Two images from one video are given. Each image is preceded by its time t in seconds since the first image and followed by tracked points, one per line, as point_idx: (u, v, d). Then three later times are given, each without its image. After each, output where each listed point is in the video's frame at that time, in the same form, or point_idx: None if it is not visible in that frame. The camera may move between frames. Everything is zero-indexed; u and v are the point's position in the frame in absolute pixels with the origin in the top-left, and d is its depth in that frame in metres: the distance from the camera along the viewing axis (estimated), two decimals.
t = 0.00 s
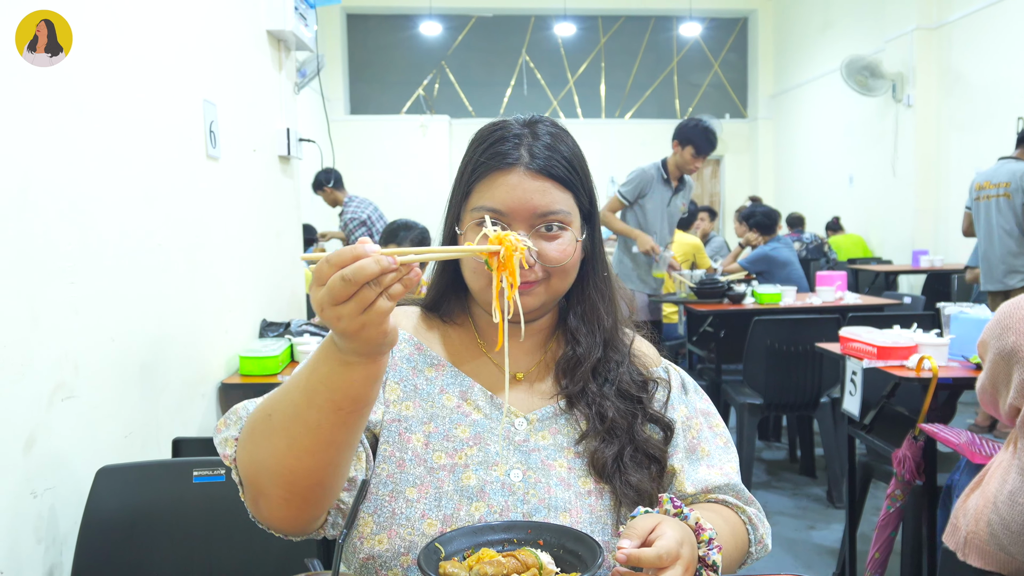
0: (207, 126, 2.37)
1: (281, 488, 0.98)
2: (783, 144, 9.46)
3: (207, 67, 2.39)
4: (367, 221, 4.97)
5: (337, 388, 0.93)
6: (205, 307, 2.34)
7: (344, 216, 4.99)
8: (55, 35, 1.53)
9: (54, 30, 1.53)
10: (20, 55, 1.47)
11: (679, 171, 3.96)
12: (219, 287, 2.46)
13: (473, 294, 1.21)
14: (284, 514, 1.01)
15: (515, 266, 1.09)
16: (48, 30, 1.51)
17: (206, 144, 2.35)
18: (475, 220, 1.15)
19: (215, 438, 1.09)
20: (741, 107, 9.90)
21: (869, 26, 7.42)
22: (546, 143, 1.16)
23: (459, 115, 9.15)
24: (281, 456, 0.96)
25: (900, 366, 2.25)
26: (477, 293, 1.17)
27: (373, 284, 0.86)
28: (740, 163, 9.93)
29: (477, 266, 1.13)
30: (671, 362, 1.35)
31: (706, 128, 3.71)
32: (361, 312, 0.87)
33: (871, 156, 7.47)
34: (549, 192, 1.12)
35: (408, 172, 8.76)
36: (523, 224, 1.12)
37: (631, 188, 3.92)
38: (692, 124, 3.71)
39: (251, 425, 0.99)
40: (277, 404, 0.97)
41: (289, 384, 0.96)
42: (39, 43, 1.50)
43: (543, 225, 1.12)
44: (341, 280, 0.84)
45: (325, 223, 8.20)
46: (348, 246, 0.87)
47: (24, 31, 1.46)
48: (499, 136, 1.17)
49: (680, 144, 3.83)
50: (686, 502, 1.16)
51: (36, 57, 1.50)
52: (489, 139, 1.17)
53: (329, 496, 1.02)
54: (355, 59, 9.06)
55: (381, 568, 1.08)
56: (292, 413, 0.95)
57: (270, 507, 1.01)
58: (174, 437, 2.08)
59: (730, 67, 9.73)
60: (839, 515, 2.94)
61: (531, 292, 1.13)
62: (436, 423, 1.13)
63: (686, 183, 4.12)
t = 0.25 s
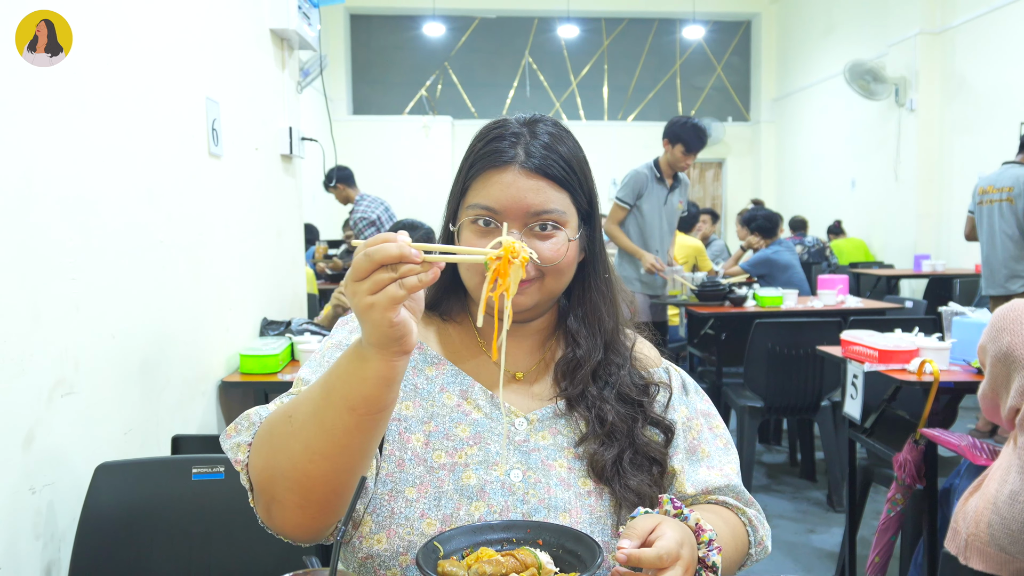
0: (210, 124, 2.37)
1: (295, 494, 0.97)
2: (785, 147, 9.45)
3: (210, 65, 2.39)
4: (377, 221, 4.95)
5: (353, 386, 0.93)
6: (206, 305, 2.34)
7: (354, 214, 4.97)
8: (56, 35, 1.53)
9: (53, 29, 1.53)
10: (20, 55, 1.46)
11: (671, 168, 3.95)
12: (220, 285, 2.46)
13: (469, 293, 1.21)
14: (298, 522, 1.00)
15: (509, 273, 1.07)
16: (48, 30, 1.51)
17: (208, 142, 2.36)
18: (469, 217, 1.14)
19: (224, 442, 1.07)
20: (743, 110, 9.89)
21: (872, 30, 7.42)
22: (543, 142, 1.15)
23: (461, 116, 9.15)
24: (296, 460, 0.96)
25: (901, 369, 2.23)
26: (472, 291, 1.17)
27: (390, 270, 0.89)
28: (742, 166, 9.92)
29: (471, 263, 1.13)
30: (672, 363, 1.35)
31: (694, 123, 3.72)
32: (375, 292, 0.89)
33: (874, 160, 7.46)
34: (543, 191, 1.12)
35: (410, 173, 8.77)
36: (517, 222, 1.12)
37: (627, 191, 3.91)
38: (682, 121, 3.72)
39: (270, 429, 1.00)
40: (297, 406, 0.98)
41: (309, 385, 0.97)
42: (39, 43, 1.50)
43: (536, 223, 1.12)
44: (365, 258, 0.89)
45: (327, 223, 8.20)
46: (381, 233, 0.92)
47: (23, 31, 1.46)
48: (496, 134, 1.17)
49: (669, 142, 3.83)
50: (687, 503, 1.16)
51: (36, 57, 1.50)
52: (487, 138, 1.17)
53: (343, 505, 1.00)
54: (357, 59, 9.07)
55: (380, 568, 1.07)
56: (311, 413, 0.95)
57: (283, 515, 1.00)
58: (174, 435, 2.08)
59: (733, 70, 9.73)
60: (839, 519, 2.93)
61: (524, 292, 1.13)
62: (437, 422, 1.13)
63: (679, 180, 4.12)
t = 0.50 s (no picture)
0: (214, 121, 2.37)
1: (296, 488, 0.98)
2: (788, 150, 9.45)
3: (214, 61, 2.40)
4: (384, 218, 4.95)
5: (355, 382, 0.93)
6: (207, 300, 2.34)
7: (362, 212, 4.96)
8: (55, 35, 1.52)
9: (53, 29, 1.52)
10: (20, 55, 1.45)
11: (672, 167, 3.96)
12: (222, 281, 2.46)
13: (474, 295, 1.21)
14: (300, 516, 1.00)
15: (519, 270, 1.08)
16: (48, 30, 1.50)
17: (212, 138, 2.36)
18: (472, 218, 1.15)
19: (225, 437, 1.08)
20: (747, 113, 9.89)
21: (877, 34, 7.42)
22: (547, 143, 1.16)
23: (464, 115, 9.16)
24: (297, 455, 0.96)
25: (902, 374, 2.25)
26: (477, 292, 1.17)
27: (394, 266, 0.89)
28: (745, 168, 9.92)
29: (476, 264, 1.13)
30: (673, 364, 1.35)
31: (693, 121, 3.74)
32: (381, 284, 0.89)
33: (876, 164, 7.46)
34: (548, 192, 1.12)
35: (413, 171, 8.77)
36: (522, 223, 1.12)
37: (628, 190, 3.91)
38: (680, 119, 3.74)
39: (271, 423, 1.00)
40: (297, 402, 0.98)
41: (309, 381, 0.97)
42: (39, 43, 1.49)
43: (541, 224, 1.12)
44: (368, 255, 0.89)
45: (329, 220, 8.21)
46: (383, 230, 0.92)
47: (24, 31, 1.45)
48: (499, 135, 1.17)
49: (668, 141, 3.84)
50: (686, 505, 1.16)
51: (37, 57, 1.49)
52: (491, 139, 1.18)
53: (343, 500, 1.01)
54: (361, 57, 9.08)
55: (379, 564, 1.08)
56: (312, 409, 0.95)
57: (284, 509, 1.01)
58: (174, 430, 2.09)
59: (737, 72, 9.73)
60: (838, 523, 2.93)
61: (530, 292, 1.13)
62: (438, 420, 1.13)
63: (680, 180, 4.12)
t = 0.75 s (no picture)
0: (215, 120, 2.37)
1: (294, 487, 0.97)
2: (789, 151, 9.44)
3: (216, 60, 2.40)
4: (388, 218, 4.95)
5: (351, 388, 0.92)
6: (208, 299, 2.34)
7: (365, 211, 4.96)
8: (55, 35, 1.51)
9: (54, 29, 1.51)
10: (20, 55, 1.44)
11: (677, 168, 3.97)
12: (223, 281, 2.46)
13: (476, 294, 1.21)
14: (301, 515, 1.01)
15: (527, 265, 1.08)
16: (48, 30, 1.49)
17: (214, 137, 2.36)
18: (477, 220, 1.14)
19: (223, 438, 1.08)
20: (748, 113, 9.88)
21: (878, 36, 7.42)
22: (551, 143, 1.16)
23: (465, 115, 9.15)
24: (294, 455, 0.95)
25: (902, 375, 2.25)
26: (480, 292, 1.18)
27: (387, 282, 0.86)
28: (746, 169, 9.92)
29: (481, 264, 1.13)
30: (673, 364, 1.35)
31: (701, 122, 3.74)
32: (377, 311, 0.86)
33: (878, 165, 7.45)
34: (553, 192, 1.12)
35: (413, 171, 8.77)
36: (527, 223, 1.12)
37: (633, 188, 3.92)
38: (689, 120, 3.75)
39: (264, 424, 0.99)
40: (289, 403, 0.96)
41: (301, 384, 0.95)
42: (39, 43, 1.48)
43: (546, 225, 1.12)
44: (355, 279, 0.84)
45: (331, 220, 8.22)
46: (360, 245, 0.86)
47: (24, 31, 1.44)
48: (503, 136, 1.16)
49: (675, 141, 3.85)
50: (687, 504, 1.16)
51: (36, 57, 1.48)
52: (494, 140, 1.17)
53: (342, 495, 1.01)
54: (363, 56, 9.08)
55: (379, 563, 1.08)
56: (305, 412, 0.94)
57: (282, 507, 1.00)
58: (175, 429, 2.09)
59: (738, 73, 9.73)
60: (837, 524, 2.93)
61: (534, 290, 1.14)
62: (438, 419, 1.13)
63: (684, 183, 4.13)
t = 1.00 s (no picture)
0: (215, 120, 2.37)
1: (289, 489, 0.97)
2: (789, 152, 9.44)
3: (215, 60, 2.40)
4: (389, 219, 4.94)
5: (349, 392, 0.92)
6: (208, 299, 2.34)
7: (367, 212, 4.96)
8: (55, 35, 1.51)
9: (54, 29, 1.51)
10: (20, 55, 1.44)
11: (682, 171, 3.95)
12: (223, 281, 2.45)
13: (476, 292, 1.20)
14: (296, 518, 1.01)
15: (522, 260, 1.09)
16: (48, 30, 1.48)
17: (213, 137, 2.36)
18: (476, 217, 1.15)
19: (217, 440, 1.07)
20: (748, 113, 9.89)
21: (878, 35, 7.42)
22: (550, 140, 1.15)
23: (465, 116, 9.15)
24: (291, 459, 0.95)
25: (903, 374, 2.25)
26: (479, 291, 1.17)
27: (387, 292, 0.86)
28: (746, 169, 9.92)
29: (480, 261, 1.13)
30: (674, 363, 1.35)
31: (710, 126, 3.73)
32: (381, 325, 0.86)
33: (878, 165, 7.45)
34: (552, 189, 1.12)
35: (413, 172, 8.78)
36: (526, 220, 1.12)
37: (642, 191, 3.86)
38: (699, 124, 3.72)
39: (257, 427, 0.98)
40: (282, 406, 0.95)
41: (295, 389, 0.95)
42: (39, 43, 1.48)
43: (544, 222, 1.12)
44: (356, 293, 0.83)
45: (331, 221, 8.21)
46: (357, 257, 0.85)
47: (24, 31, 1.44)
48: (502, 132, 1.16)
49: (682, 144, 3.83)
50: (689, 504, 1.16)
51: (36, 58, 1.48)
52: (493, 136, 1.17)
53: (338, 494, 1.01)
54: (363, 57, 9.08)
55: (378, 565, 1.07)
56: (300, 415, 0.93)
57: (278, 508, 1.00)
58: (175, 429, 2.08)
59: (738, 73, 9.73)
60: (839, 524, 2.93)
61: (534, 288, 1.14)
62: (437, 420, 1.13)
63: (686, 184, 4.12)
